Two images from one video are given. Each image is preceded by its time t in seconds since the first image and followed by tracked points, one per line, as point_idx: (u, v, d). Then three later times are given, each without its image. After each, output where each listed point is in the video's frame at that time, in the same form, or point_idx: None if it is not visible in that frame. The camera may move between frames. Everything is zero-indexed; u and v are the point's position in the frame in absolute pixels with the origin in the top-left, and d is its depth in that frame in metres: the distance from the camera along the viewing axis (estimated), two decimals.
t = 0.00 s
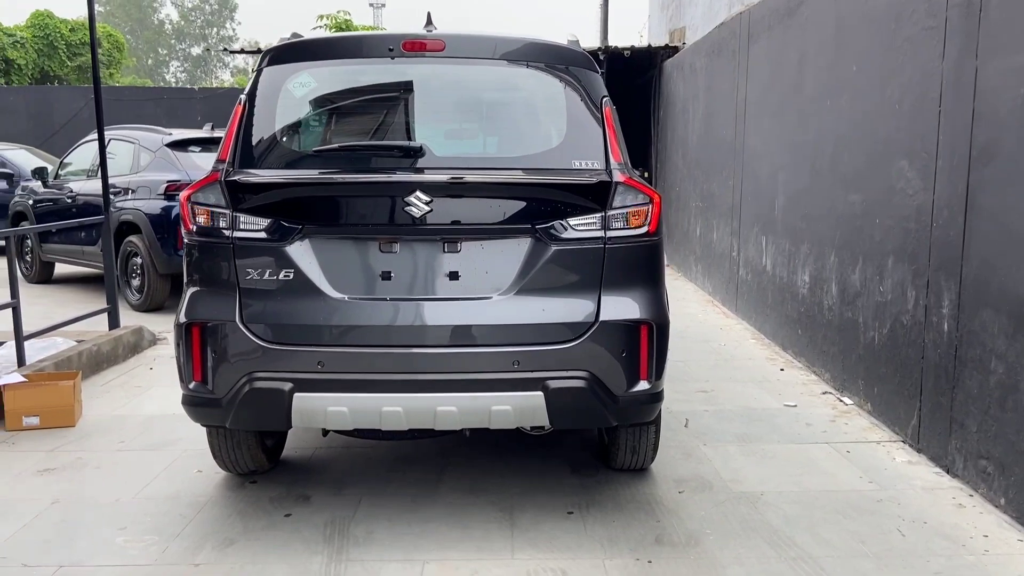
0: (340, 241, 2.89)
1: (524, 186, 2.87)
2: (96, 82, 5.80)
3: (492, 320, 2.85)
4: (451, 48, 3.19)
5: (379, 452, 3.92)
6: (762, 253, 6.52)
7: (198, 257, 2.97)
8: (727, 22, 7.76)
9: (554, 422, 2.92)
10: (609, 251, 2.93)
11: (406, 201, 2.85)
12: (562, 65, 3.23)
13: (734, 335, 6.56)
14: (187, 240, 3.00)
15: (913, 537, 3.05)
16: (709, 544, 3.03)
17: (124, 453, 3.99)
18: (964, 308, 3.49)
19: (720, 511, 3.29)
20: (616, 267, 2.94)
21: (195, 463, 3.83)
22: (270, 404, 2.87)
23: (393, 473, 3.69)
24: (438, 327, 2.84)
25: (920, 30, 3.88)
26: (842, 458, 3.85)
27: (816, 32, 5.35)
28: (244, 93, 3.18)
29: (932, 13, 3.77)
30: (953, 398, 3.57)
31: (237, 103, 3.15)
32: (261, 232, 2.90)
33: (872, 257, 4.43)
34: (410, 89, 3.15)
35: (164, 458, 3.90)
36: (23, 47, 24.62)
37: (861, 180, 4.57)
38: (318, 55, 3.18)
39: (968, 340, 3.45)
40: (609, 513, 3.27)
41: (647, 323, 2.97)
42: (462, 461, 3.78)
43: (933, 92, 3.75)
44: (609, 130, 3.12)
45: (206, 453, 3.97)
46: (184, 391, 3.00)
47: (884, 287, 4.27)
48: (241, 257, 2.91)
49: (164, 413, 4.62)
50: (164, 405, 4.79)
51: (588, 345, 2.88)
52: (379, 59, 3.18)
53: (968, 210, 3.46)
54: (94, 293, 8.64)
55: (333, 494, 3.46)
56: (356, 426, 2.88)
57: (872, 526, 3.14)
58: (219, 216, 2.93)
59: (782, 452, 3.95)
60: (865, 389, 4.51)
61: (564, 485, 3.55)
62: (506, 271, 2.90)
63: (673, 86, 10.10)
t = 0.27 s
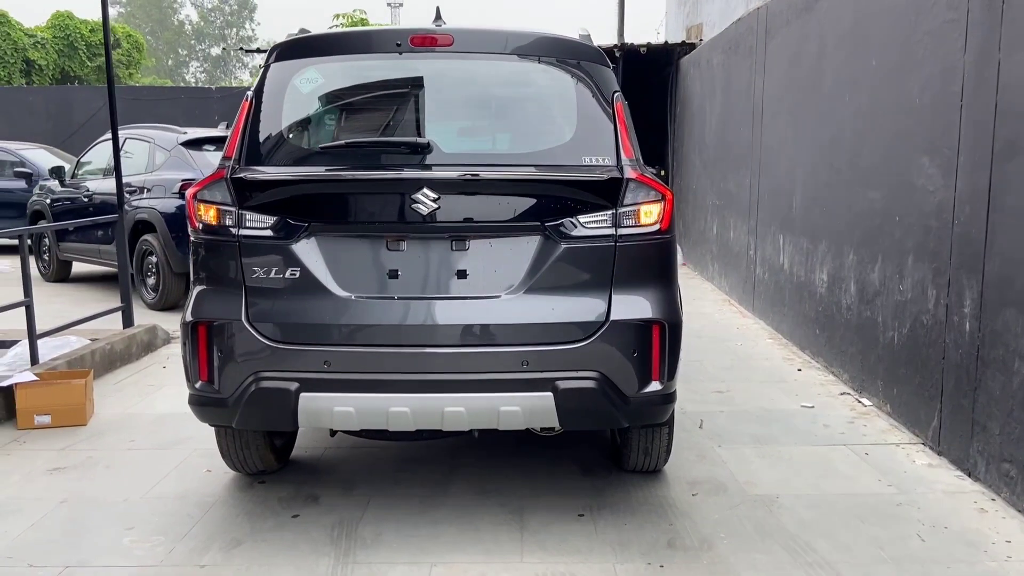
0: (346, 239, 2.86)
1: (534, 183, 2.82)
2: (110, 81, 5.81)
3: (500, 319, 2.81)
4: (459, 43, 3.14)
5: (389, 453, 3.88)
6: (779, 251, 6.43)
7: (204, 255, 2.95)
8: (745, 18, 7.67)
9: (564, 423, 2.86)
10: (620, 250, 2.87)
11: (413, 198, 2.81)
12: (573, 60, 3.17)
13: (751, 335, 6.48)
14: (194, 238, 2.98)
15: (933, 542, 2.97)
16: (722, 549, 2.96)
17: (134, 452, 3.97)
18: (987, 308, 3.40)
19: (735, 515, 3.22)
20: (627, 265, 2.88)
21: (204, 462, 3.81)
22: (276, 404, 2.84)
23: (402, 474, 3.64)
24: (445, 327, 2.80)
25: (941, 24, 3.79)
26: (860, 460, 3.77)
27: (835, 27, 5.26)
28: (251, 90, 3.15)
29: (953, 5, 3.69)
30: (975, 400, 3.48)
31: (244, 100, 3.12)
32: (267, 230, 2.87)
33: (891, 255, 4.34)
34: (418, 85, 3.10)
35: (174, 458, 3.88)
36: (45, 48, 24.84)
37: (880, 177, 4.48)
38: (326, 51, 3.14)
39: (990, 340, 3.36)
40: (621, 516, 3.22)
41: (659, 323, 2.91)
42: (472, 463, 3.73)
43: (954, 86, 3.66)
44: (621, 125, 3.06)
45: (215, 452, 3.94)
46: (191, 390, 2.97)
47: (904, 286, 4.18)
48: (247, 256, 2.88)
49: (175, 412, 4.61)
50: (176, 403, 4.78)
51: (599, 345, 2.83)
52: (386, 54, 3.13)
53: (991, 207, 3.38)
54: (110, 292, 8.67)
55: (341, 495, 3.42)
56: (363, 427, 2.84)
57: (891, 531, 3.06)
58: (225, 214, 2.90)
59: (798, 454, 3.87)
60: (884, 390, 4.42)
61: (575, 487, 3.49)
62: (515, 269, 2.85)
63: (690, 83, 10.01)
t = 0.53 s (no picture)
0: (352, 241, 2.80)
1: (543, 183, 2.75)
2: (128, 81, 5.82)
3: (509, 323, 2.74)
4: (467, 40, 3.07)
5: (400, 457, 3.83)
6: (803, 251, 6.30)
7: (210, 257, 2.91)
8: (768, 14, 7.54)
9: (574, 429, 2.79)
10: (632, 252, 2.79)
11: (419, 199, 2.75)
12: (585, 57, 3.09)
13: (774, 336, 6.35)
14: (199, 240, 2.94)
15: (958, 556, 2.86)
16: (738, 560, 2.87)
17: (145, 453, 3.95)
18: (1016, 311, 3.27)
19: (752, 524, 3.13)
20: (639, 268, 2.80)
21: (215, 465, 3.77)
22: (280, 409, 2.79)
23: (413, 479, 3.59)
24: (452, 330, 2.74)
25: (969, 17, 3.67)
26: (884, 468, 3.65)
27: (860, 22, 5.13)
28: (258, 89, 3.10)
29: None
30: (1004, 407, 3.36)
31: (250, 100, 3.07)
32: (272, 231, 2.82)
33: (917, 256, 4.21)
34: (428, 83, 3.04)
35: (184, 460, 3.85)
36: (73, 49, 25.13)
37: (906, 176, 4.35)
38: (334, 49, 3.09)
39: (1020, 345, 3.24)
40: (634, 525, 3.13)
41: (673, 327, 2.83)
42: (484, 468, 3.67)
43: (983, 81, 3.53)
44: (634, 123, 2.97)
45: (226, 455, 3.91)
46: (196, 394, 2.93)
47: (930, 288, 4.05)
48: (252, 258, 2.83)
49: (189, 414, 4.58)
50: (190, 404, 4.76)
51: (610, 349, 2.75)
52: (394, 52, 3.07)
53: (1021, 206, 3.25)
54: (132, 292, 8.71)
55: (350, 500, 3.37)
56: (368, 432, 2.79)
57: (914, 543, 2.95)
58: (230, 215, 2.86)
59: (820, 461, 3.76)
60: (910, 396, 4.29)
61: (588, 494, 3.41)
62: (524, 272, 2.78)
63: (713, 80, 9.88)
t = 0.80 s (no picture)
0: (355, 242, 2.79)
1: (547, 184, 2.72)
2: (143, 82, 5.85)
3: (513, 325, 2.71)
4: (471, 39, 3.05)
5: (407, 458, 3.81)
6: (819, 251, 6.22)
7: (214, 258, 2.90)
8: (784, 11, 7.46)
9: (578, 432, 2.76)
10: (637, 253, 2.76)
11: (422, 200, 2.73)
12: (591, 56, 3.06)
13: (789, 337, 6.28)
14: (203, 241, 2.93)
15: (972, 563, 2.80)
16: (746, 565, 2.83)
17: (154, 453, 3.96)
18: None
19: (760, 529, 3.08)
20: (644, 269, 2.77)
21: (222, 465, 3.77)
22: (283, 411, 2.78)
23: (419, 481, 3.57)
24: (455, 332, 2.72)
25: (986, 13, 3.60)
26: (897, 472, 3.59)
27: (876, 19, 5.06)
28: (262, 90, 3.09)
29: None
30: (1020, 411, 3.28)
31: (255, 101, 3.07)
32: (275, 233, 2.81)
33: (933, 257, 4.14)
34: (433, 83, 3.03)
35: (192, 460, 3.85)
36: (95, 50, 25.37)
37: (922, 175, 4.28)
38: (338, 49, 3.08)
39: None
40: (641, 529, 3.09)
41: (678, 329, 2.79)
42: (491, 470, 3.64)
43: (1000, 79, 3.46)
44: (640, 123, 2.95)
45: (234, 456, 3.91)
46: (201, 395, 2.92)
47: (946, 289, 3.97)
48: (255, 259, 2.82)
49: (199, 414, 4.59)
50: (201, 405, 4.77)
51: (615, 352, 2.72)
52: (398, 52, 3.05)
53: None
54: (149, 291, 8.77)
55: (355, 502, 3.35)
56: (371, 435, 2.77)
57: (927, 550, 2.89)
58: (234, 216, 2.85)
59: (832, 464, 3.71)
60: (926, 398, 4.21)
61: (595, 497, 3.38)
62: (528, 273, 2.75)
63: (730, 78, 9.81)
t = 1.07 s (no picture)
0: (352, 244, 2.80)
1: (542, 186, 2.72)
2: (158, 83, 5.91)
3: (508, 327, 2.71)
4: (469, 40, 3.05)
5: (411, 458, 3.82)
6: (834, 251, 6.16)
7: (214, 260, 2.92)
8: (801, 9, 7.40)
9: (574, 435, 2.75)
10: (634, 255, 2.75)
11: (418, 202, 2.73)
12: (588, 57, 3.05)
13: (804, 338, 6.23)
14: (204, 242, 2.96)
15: (975, 569, 2.76)
16: (744, 569, 2.81)
17: (164, 452, 4.00)
18: None
19: (762, 533, 3.06)
20: (641, 272, 2.75)
21: (229, 464, 3.80)
22: (281, 411, 2.79)
23: (422, 481, 3.58)
24: (451, 334, 2.72)
25: (997, 11, 3.54)
26: (904, 476, 3.55)
27: (890, 16, 5.00)
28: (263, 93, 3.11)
29: None
30: None
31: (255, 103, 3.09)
32: (273, 234, 2.83)
33: (945, 257, 4.08)
34: (431, 84, 3.03)
35: (200, 459, 3.88)
36: (122, 51, 25.69)
37: (934, 175, 4.22)
38: (338, 52, 3.09)
39: None
40: (642, 532, 3.08)
41: (676, 332, 2.78)
42: (494, 471, 3.65)
43: (1010, 77, 3.41)
44: (638, 124, 2.94)
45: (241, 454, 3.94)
46: (202, 395, 2.95)
47: (957, 291, 3.91)
48: (254, 260, 2.85)
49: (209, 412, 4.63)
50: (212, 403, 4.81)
51: (611, 354, 2.71)
52: (397, 54, 3.06)
53: None
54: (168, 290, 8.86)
55: (358, 502, 3.37)
56: (369, 435, 2.78)
57: (929, 555, 2.86)
58: (233, 218, 2.87)
59: (838, 467, 3.67)
60: (937, 401, 4.16)
61: (597, 499, 3.37)
62: (525, 275, 2.75)
63: (748, 76, 9.73)
